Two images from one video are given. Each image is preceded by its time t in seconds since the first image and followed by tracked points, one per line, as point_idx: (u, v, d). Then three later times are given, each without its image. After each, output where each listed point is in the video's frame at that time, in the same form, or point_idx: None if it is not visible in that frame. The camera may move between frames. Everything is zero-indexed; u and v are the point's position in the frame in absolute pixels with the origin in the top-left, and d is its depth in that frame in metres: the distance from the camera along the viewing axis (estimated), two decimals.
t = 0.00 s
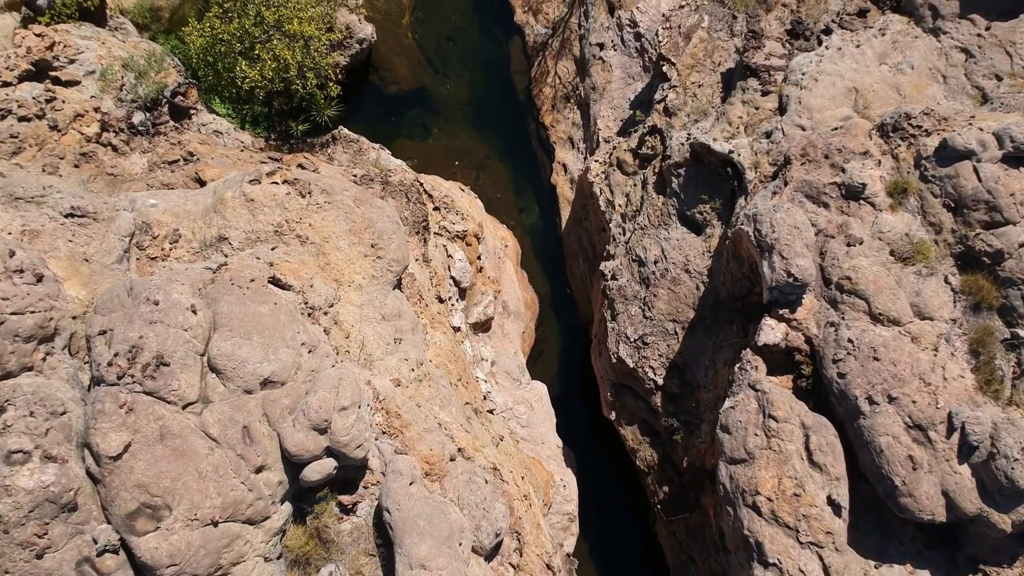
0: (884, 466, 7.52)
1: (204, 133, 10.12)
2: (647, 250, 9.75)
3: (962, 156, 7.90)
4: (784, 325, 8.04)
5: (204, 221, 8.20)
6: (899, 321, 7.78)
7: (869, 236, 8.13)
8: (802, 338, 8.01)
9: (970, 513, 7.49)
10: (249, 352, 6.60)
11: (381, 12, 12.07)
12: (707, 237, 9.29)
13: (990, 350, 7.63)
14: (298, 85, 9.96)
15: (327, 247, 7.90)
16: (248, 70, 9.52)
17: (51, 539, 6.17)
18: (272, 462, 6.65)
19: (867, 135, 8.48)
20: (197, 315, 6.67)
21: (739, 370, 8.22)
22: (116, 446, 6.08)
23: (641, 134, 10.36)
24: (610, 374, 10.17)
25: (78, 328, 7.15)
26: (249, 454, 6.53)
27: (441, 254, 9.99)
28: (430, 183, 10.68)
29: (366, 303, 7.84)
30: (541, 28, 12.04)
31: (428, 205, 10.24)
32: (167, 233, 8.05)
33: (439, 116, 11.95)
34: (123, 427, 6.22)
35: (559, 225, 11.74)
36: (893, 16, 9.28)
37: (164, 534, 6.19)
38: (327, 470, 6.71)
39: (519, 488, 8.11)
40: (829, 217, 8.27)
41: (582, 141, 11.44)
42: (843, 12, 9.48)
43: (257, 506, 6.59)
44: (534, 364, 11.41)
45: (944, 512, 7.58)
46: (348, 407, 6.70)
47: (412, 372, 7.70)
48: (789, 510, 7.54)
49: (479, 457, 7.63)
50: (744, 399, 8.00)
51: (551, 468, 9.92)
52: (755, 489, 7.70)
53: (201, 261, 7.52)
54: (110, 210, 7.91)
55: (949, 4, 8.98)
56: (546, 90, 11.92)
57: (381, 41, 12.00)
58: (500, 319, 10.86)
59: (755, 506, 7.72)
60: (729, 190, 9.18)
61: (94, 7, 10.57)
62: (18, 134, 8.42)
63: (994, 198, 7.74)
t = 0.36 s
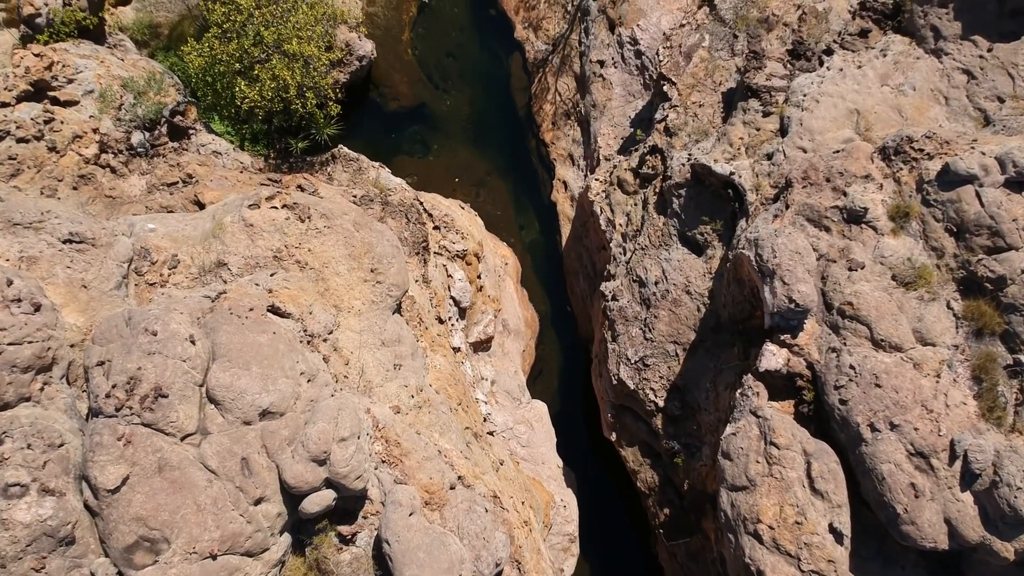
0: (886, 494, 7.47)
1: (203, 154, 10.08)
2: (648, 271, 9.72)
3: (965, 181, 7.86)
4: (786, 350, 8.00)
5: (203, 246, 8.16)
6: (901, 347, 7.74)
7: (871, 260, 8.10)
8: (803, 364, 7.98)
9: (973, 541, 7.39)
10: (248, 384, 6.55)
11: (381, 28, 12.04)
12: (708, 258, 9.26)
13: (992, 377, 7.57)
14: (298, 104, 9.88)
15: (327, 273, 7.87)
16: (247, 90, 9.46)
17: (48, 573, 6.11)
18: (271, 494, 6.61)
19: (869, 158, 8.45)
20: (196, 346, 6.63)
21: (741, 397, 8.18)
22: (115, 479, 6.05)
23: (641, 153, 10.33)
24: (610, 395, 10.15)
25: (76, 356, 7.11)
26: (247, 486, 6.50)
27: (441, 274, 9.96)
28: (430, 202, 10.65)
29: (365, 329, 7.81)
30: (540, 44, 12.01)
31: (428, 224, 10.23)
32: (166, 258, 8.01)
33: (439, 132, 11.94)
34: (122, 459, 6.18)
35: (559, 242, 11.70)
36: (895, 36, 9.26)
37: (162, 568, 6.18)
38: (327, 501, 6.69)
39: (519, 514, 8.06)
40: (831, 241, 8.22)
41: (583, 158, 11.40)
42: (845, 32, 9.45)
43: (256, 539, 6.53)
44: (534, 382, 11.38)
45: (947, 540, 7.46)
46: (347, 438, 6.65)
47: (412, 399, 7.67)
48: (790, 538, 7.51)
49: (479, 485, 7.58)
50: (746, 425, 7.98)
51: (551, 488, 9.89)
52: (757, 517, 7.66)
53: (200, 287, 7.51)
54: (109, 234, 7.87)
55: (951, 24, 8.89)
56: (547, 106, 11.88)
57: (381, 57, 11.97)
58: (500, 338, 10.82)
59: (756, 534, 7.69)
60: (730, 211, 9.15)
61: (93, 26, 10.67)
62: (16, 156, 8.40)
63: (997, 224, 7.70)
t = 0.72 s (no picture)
0: (889, 522, 7.38)
1: (201, 175, 10.05)
2: (648, 292, 9.67)
3: (967, 206, 7.80)
4: (788, 377, 7.91)
5: (200, 271, 8.11)
6: (904, 374, 7.67)
7: (873, 284, 8.03)
8: (805, 390, 7.91)
9: (977, 570, 7.25)
10: (245, 416, 6.49)
11: (380, 44, 11.96)
12: (709, 280, 9.21)
13: (996, 404, 7.48)
14: (297, 124, 9.82)
15: (326, 298, 7.81)
16: (245, 110, 9.39)
17: None
18: (269, 526, 6.58)
19: (871, 181, 8.38)
20: (192, 377, 6.58)
21: (743, 423, 8.13)
22: (111, 514, 5.95)
23: (642, 172, 10.27)
24: (610, 417, 10.10)
25: (72, 386, 7.04)
26: (244, 519, 6.45)
27: (440, 295, 9.91)
28: (429, 221, 10.61)
29: (364, 355, 7.74)
30: (540, 60, 11.97)
31: (427, 244, 10.17)
32: (163, 284, 7.97)
33: (439, 148, 11.90)
34: (118, 493, 6.09)
35: (559, 259, 11.64)
36: (897, 57, 9.20)
37: None
38: (325, 533, 6.66)
39: (519, 541, 8.00)
40: (833, 265, 8.16)
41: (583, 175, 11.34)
42: (847, 52, 9.42)
43: (253, 572, 6.47)
44: (534, 401, 11.33)
45: (950, 569, 7.33)
46: (345, 470, 6.61)
47: (411, 427, 7.61)
48: (792, 567, 7.47)
49: (479, 514, 7.52)
50: (747, 452, 7.97)
51: (551, 509, 9.82)
52: (758, 545, 7.63)
53: (198, 314, 7.49)
54: (105, 260, 7.83)
55: (954, 45, 8.83)
56: (546, 123, 11.80)
57: (380, 72, 11.87)
58: (500, 357, 10.77)
59: (757, 562, 7.66)
60: (731, 233, 9.08)
61: (90, 44, 10.63)
62: (12, 178, 8.34)
63: (1000, 249, 7.63)
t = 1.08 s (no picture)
0: (892, 549, 7.30)
1: (199, 195, 10.03)
2: (649, 311, 9.61)
3: (970, 229, 7.76)
4: (790, 402, 7.85)
5: (198, 294, 7.98)
6: (906, 398, 7.62)
7: (876, 307, 7.97)
8: (807, 415, 7.84)
9: None
10: (243, 446, 6.43)
11: (380, 58, 11.93)
12: (709, 299, 9.15)
13: (999, 429, 7.40)
14: (296, 142, 9.76)
15: (324, 322, 7.75)
16: (243, 129, 9.33)
17: None
18: (266, 557, 6.49)
19: (874, 203, 8.30)
20: (189, 407, 6.49)
21: (744, 448, 8.07)
22: (107, 546, 5.92)
23: (642, 190, 10.22)
24: (611, 437, 10.03)
25: (69, 413, 6.94)
26: (241, 550, 6.37)
27: (439, 313, 9.87)
28: (429, 238, 10.56)
29: (362, 380, 7.67)
30: (540, 74, 11.91)
31: (426, 262, 10.17)
32: (161, 308, 7.89)
33: (439, 163, 11.85)
34: (114, 525, 6.05)
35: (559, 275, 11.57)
36: (899, 75, 9.12)
37: None
38: (321, 564, 6.46)
39: (519, 567, 7.95)
40: (834, 287, 8.11)
41: (583, 190, 11.27)
42: (848, 70, 9.37)
43: None
44: (534, 418, 11.27)
45: None
46: (343, 500, 6.51)
47: (410, 452, 7.55)
48: None
49: (479, 541, 7.46)
50: (749, 477, 7.93)
51: (552, 529, 9.75)
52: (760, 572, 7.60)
53: (195, 339, 7.46)
54: (102, 284, 7.74)
55: (956, 64, 8.78)
56: (546, 138, 11.72)
57: (379, 86, 11.87)
58: (500, 374, 10.71)
59: None
60: (732, 252, 9.03)
61: (88, 61, 10.66)
62: (9, 198, 8.30)
63: (1004, 273, 7.57)
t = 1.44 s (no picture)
0: None
1: (199, 216, 9.91)
2: (652, 332, 9.54)
3: (976, 254, 7.70)
4: (795, 429, 7.81)
5: (199, 320, 7.84)
6: (912, 426, 7.56)
7: (881, 332, 7.93)
8: (812, 441, 7.80)
9: None
10: (244, 478, 6.36)
11: (381, 74, 11.90)
12: (713, 321, 9.09)
13: (1006, 457, 7.34)
14: (297, 162, 9.67)
15: (326, 349, 7.70)
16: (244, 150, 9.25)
17: None
18: None
19: (879, 226, 8.25)
20: (190, 439, 6.44)
21: (749, 475, 8.04)
22: None
23: (645, 209, 10.15)
24: (614, 459, 9.98)
25: (70, 443, 6.83)
26: None
27: (441, 334, 9.83)
28: (430, 257, 10.51)
29: (364, 407, 7.62)
30: (542, 91, 11.83)
31: (428, 282, 10.11)
32: (161, 334, 7.78)
33: (440, 180, 11.79)
34: (114, 560, 6.02)
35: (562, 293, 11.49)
36: (904, 96, 9.07)
37: None
38: None
39: None
40: (840, 312, 8.05)
41: (585, 208, 11.22)
42: (853, 90, 9.31)
43: None
44: (536, 437, 11.23)
45: None
46: (345, 533, 6.49)
47: (412, 480, 7.48)
48: None
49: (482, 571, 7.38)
50: (753, 505, 7.91)
51: (554, 551, 9.68)
52: None
53: (196, 367, 7.41)
54: (102, 310, 7.69)
55: (961, 85, 8.73)
56: (548, 155, 11.63)
57: (380, 103, 11.83)
58: (502, 394, 10.65)
59: None
60: (736, 274, 8.97)
61: (88, 79, 10.65)
62: (8, 221, 8.27)
63: (1010, 299, 7.51)
